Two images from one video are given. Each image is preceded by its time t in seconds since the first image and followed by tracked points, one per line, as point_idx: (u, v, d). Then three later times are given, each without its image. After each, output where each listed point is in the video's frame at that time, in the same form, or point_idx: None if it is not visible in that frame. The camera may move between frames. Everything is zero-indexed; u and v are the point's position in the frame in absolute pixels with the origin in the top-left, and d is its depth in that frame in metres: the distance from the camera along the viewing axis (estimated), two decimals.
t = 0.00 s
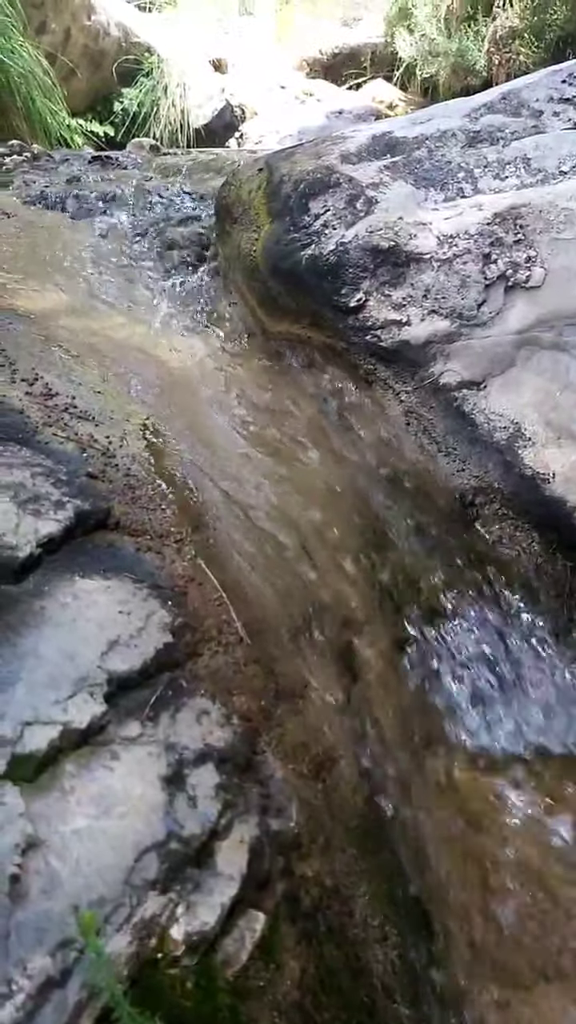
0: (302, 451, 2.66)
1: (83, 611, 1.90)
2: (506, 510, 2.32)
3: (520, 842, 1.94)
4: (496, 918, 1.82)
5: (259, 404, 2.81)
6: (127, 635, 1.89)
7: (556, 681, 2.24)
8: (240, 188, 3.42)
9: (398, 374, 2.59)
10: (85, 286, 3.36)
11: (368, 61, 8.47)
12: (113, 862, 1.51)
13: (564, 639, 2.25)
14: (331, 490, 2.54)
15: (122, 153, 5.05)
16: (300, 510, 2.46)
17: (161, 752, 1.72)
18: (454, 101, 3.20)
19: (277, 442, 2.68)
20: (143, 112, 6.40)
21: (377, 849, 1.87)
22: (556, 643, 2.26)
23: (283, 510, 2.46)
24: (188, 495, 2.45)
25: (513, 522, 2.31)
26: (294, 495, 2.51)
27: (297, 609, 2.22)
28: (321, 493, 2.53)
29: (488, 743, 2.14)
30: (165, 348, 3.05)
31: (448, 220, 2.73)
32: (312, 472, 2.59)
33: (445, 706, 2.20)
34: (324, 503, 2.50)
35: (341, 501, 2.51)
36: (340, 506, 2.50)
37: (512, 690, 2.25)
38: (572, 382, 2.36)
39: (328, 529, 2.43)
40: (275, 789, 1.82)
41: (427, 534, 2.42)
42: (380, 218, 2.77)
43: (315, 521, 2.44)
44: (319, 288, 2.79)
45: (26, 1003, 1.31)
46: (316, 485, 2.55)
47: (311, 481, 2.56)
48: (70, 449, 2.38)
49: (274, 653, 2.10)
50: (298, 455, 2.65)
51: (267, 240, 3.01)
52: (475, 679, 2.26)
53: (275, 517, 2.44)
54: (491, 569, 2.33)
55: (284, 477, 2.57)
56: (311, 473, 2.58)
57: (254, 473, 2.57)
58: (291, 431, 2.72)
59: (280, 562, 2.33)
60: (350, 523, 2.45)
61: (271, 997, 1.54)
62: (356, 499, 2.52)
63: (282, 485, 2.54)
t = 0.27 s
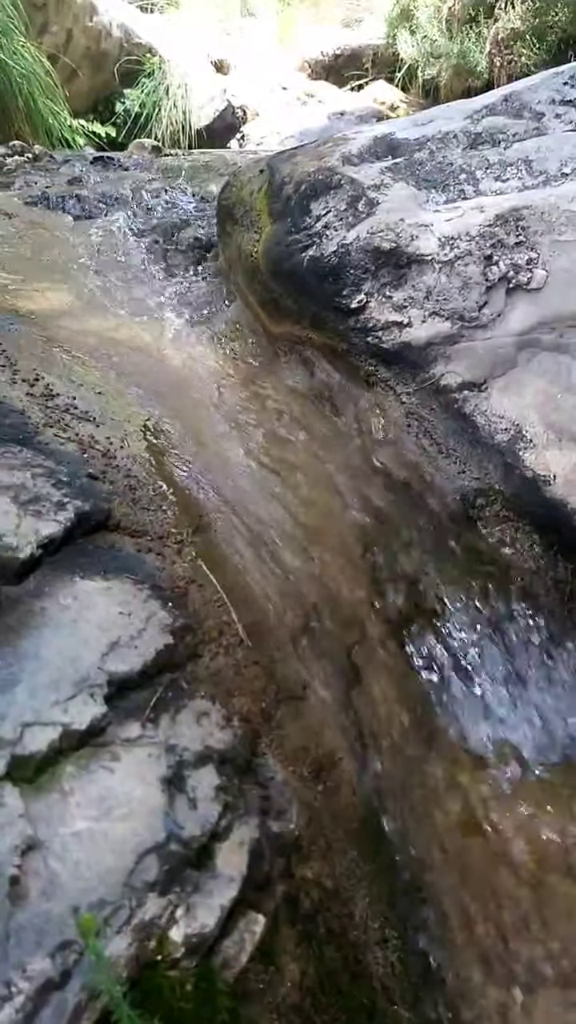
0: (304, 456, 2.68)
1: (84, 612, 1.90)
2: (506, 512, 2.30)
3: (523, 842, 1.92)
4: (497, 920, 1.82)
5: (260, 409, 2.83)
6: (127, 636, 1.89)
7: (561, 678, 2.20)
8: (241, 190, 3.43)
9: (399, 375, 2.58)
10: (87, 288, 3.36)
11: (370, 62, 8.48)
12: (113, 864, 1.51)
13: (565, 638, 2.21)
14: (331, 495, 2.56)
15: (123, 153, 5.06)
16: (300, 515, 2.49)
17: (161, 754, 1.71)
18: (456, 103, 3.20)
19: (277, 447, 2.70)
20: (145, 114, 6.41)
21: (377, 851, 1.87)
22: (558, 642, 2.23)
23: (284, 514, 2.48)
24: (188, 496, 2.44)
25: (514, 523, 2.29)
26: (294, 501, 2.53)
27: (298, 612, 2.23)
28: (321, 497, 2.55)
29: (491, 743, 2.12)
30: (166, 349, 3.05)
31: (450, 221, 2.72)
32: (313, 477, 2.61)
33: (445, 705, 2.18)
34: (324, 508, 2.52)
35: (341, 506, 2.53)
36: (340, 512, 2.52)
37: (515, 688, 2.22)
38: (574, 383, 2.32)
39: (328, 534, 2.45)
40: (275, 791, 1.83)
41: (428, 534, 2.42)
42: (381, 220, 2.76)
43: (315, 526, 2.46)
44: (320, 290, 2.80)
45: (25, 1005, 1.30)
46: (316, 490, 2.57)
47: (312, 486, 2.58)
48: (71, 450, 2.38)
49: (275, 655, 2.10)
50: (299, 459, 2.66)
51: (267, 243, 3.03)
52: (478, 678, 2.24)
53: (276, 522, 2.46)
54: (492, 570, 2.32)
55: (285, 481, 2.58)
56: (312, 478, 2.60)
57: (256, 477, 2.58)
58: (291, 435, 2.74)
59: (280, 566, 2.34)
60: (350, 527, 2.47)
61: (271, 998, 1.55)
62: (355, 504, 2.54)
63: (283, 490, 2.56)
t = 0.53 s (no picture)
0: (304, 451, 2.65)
1: (86, 613, 1.90)
2: (508, 512, 2.36)
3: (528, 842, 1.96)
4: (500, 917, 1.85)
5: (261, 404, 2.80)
6: (129, 637, 1.89)
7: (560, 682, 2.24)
8: (244, 190, 3.43)
9: (402, 376, 2.63)
10: (89, 287, 3.36)
11: (373, 61, 8.47)
12: (115, 865, 1.51)
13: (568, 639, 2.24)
14: (334, 490, 2.52)
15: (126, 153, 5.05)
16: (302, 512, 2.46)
17: (163, 755, 1.71)
18: (459, 102, 3.19)
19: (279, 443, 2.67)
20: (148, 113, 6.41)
21: (378, 852, 1.86)
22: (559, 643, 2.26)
23: (286, 512, 2.46)
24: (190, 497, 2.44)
25: (516, 523, 2.34)
26: (296, 496, 2.50)
27: (300, 611, 2.22)
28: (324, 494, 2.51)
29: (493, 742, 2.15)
30: (169, 348, 3.05)
31: (453, 220, 2.71)
32: (315, 472, 2.57)
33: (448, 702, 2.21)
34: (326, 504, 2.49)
35: (344, 503, 2.50)
36: (342, 509, 2.48)
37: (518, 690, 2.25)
38: None
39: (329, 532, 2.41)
40: (277, 791, 1.82)
41: (430, 535, 2.43)
42: (384, 220, 2.77)
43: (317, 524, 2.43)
44: (323, 290, 2.83)
45: (27, 1006, 1.30)
46: (318, 486, 2.53)
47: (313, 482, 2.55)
48: (74, 450, 2.37)
49: (277, 656, 2.10)
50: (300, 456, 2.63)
51: (270, 242, 3.04)
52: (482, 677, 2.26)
53: (278, 519, 2.43)
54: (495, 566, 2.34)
55: (286, 478, 2.55)
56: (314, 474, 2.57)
57: (258, 474, 2.56)
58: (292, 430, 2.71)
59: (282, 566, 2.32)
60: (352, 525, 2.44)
61: (273, 1000, 1.54)
62: (358, 501, 2.51)
63: (284, 488, 2.52)
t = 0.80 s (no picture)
0: (308, 454, 2.66)
1: (88, 614, 1.90)
2: (511, 512, 2.35)
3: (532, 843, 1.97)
4: (500, 917, 1.86)
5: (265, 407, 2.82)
6: (131, 638, 1.89)
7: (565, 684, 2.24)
8: (245, 191, 3.43)
9: (404, 376, 2.61)
10: (91, 288, 3.36)
11: (375, 62, 8.47)
12: (117, 867, 1.51)
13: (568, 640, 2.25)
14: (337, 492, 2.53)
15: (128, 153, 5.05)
16: (305, 513, 2.46)
17: (165, 756, 1.71)
18: (462, 103, 3.19)
19: (282, 445, 2.68)
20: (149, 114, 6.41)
21: (381, 853, 1.86)
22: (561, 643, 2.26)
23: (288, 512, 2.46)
24: (193, 498, 2.44)
25: (519, 524, 2.33)
26: (298, 497, 2.50)
27: (302, 613, 2.22)
28: (327, 496, 2.52)
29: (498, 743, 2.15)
30: (171, 349, 3.05)
31: (455, 220, 2.71)
32: (320, 474, 2.58)
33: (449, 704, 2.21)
34: (329, 506, 2.49)
35: (347, 504, 2.50)
36: (345, 510, 2.48)
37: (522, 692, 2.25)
38: None
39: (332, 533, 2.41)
40: (279, 792, 1.82)
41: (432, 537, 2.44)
42: (386, 220, 2.77)
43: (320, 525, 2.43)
44: (325, 290, 2.82)
45: (29, 1008, 1.30)
46: (322, 488, 2.54)
47: (316, 483, 2.56)
48: (76, 451, 2.37)
49: (279, 657, 2.10)
50: (304, 458, 2.63)
51: (273, 243, 3.03)
52: (486, 678, 2.27)
53: (281, 521, 2.43)
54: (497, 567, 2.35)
55: (289, 479, 2.56)
56: (318, 476, 2.58)
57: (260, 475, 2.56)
58: (295, 433, 2.72)
59: (284, 567, 2.33)
60: (355, 526, 2.44)
61: (275, 1001, 1.53)
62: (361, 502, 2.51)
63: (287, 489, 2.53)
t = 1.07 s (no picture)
0: (308, 452, 2.65)
1: (89, 615, 1.90)
2: (511, 512, 2.40)
3: (532, 841, 2.01)
4: (500, 918, 1.87)
5: (265, 406, 2.81)
6: (132, 639, 1.89)
7: (562, 682, 2.31)
8: (246, 192, 3.44)
9: (405, 377, 2.63)
10: (92, 288, 3.36)
11: (376, 63, 8.48)
12: (118, 869, 1.51)
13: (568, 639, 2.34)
14: (338, 491, 2.52)
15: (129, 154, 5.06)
16: (305, 513, 2.45)
17: (166, 757, 1.71)
18: (462, 104, 3.20)
19: (282, 444, 2.68)
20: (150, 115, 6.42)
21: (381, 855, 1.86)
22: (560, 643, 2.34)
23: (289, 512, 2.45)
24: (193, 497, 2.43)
25: (520, 525, 2.39)
26: (299, 497, 2.50)
27: (303, 613, 2.21)
28: (327, 496, 2.51)
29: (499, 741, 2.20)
30: (172, 350, 3.05)
31: (456, 222, 2.71)
32: (320, 473, 2.58)
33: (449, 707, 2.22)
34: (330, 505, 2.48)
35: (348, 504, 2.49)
36: (346, 510, 2.47)
37: (520, 692, 2.30)
38: None
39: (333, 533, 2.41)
40: (280, 794, 1.82)
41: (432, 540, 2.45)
42: (387, 222, 2.78)
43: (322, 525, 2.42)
44: (326, 291, 2.82)
45: (30, 1010, 1.30)
46: (322, 487, 2.53)
47: (317, 482, 2.55)
48: (77, 452, 2.37)
49: (280, 658, 2.09)
50: (303, 458, 2.63)
51: (274, 243, 3.04)
52: (485, 680, 2.30)
53: (281, 521, 2.43)
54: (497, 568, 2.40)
55: (290, 479, 2.55)
56: (318, 475, 2.57)
57: (261, 475, 2.56)
58: (296, 432, 2.72)
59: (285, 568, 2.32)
60: (356, 525, 2.43)
61: (276, 1004, 1.53)
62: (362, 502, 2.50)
63: (288, 489, 2.52)
